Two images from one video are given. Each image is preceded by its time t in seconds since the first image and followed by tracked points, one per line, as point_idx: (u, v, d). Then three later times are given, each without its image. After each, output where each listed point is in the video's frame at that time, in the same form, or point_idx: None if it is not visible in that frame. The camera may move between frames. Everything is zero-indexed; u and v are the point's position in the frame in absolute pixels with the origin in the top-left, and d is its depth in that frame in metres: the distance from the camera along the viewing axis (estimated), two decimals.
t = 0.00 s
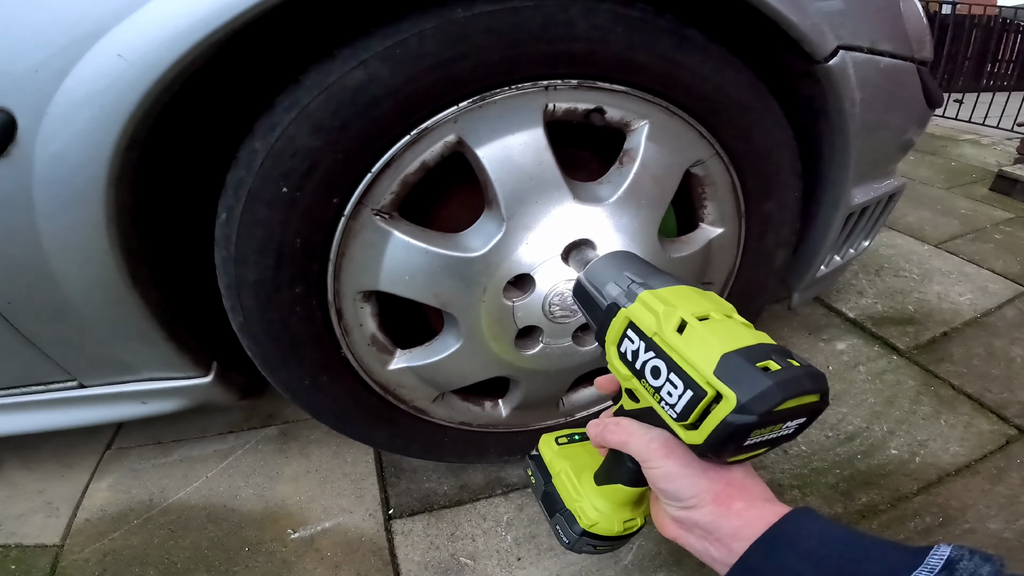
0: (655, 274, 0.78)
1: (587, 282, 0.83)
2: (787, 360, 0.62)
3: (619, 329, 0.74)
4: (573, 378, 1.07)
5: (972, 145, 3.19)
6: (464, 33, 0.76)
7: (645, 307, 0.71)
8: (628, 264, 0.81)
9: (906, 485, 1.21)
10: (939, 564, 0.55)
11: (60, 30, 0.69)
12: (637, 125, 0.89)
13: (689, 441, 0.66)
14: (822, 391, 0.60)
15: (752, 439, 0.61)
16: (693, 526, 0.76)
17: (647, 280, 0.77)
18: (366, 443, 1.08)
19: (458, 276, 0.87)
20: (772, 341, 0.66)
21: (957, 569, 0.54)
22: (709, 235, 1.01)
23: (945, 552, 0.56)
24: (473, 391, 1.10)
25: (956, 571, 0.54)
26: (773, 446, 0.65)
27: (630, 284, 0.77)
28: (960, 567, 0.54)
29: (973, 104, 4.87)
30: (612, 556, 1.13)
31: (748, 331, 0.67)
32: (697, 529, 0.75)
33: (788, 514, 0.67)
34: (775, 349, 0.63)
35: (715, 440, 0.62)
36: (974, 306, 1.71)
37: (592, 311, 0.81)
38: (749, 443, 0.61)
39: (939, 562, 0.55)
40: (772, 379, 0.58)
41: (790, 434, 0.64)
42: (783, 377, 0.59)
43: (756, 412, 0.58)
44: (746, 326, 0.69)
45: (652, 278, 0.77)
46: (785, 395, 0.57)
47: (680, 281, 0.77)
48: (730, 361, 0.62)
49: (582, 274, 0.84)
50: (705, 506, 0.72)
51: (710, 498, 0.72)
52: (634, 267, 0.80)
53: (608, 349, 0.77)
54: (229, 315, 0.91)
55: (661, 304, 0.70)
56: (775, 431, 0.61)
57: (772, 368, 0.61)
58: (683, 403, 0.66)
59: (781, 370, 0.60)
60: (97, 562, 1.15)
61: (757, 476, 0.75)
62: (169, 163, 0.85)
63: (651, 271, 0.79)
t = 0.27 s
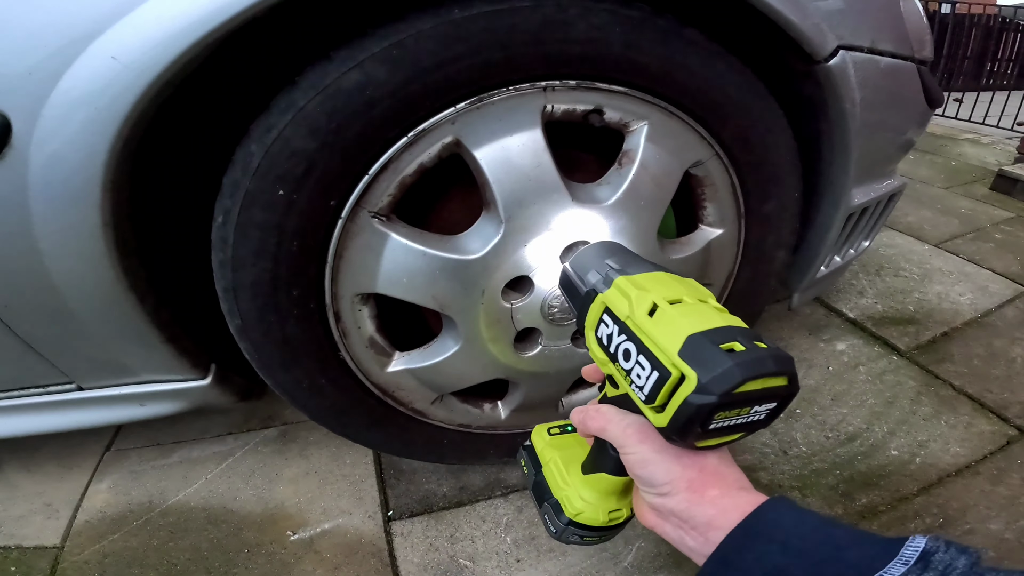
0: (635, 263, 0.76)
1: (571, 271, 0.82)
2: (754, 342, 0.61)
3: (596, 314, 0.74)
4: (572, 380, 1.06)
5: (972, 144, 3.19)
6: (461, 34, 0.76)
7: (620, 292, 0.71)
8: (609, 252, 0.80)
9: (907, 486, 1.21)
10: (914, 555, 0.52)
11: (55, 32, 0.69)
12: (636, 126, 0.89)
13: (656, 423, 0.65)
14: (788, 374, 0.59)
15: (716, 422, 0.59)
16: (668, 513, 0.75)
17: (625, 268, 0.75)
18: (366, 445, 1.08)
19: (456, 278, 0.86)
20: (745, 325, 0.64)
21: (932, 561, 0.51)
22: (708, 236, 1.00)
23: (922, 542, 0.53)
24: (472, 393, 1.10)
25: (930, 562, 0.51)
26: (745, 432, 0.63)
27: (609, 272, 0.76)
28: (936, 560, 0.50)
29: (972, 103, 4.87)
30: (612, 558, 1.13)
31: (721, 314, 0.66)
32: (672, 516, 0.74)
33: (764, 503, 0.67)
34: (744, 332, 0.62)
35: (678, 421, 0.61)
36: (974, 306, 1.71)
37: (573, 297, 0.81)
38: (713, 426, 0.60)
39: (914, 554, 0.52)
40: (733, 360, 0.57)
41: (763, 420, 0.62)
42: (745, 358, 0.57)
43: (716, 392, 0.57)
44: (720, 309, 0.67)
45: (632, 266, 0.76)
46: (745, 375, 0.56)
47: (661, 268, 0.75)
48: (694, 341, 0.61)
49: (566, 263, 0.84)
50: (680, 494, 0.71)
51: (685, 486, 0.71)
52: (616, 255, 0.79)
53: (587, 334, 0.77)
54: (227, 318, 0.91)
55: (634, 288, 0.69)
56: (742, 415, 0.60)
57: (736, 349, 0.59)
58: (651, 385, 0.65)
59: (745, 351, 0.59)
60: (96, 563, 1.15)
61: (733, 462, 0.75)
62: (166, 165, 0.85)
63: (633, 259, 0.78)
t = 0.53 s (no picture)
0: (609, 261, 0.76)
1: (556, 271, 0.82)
2: (710, 346, 0.59)
3: (570, 319, 0.74)
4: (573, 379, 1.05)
5: (972, 142, 3.18)
6: (458, 30, 0.75)
7: (586, 298, 0.71)
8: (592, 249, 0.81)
9: (909, 486, 1.20)
10: (905, 563, 0.54)
11: (45, 27, 0.68)
12: (635, 123, 0.88)
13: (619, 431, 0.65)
14: (744, 377, 0.57)
15: (672, 431, 0.59)
16: (654, 518, 0.74)
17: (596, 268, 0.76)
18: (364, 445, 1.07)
19: (454, 276, 0.85)
20: (707, 324, 0.63)
21: (924, 568, 0.54)
22: (709, 234, 0.99)
23: (912, 549, 0.55)
24: (471, 392, 1.09)
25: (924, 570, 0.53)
26: (711, 435, 0.62)
27: (579, 273, 0.77)
28: (927, 566, 0.54)
29: (972, 102, 4.86)
30: (612, 559, 1.12)
31: (682, 313, 0.64)
32: (658, 522, 0.73)
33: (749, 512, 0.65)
34: (699, 334, 0.61)
35: (633, 433, 0.61)
36: (976, 304, 1.70)
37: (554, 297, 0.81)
38: (671, 435, 0.59)
39: (907, 561, 0.55)
40: (679, 370, 0.57)
41: (728, 421, 0.61)
42: (692, 367, 0.56)
43: (662, 405, 0.57)
44: (684, 308, 0.66)
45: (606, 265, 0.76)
46: (690, 386, 0.55)
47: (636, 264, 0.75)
48: (644, 350, 0.60)
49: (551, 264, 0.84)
50: (660, 499, 0.70)
51: (665, 490, 0.70)
52: (595, 253, 0.80)
53: (565, 337, 0.77)
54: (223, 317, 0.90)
55: (598, 294, 0.69)
56: (698, 423, 0.59)
57: (687, 356, 0.58)
58: (610, 395, 0.65)
59: (695, 358, 0.57)
60: (93, 564, 1.14)
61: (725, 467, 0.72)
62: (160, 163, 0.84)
63: (611, 257, 0.78)
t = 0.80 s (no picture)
0: (621, 248, 0.77)
1: (561, 260, 0.81)
2: (733, 322, 0.60)
3: (583, 299, 0.73)
4: (575, 379, 1.05)
5: (972, 142, 3.18)
6: (460, 29, 0.75)
7: (606, 276, 0.71)
8: (597, 237, 0.81)
9: (912, 485, 1.20)
10: (908, 542, 0.54)
11: (45, 27, 0.68)
12: (637, 122, 0.88)
13: (639, 405, 0.64)
14: (765, 352, 0.58)
15: (695, 402, 0.59)
16: (655, 500, 0.74)
17: (612, 253, 0.76)
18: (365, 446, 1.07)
19: (455, 275, 0.85)
20: (724, 305, 0.64)
21: (926, 548, 0.53)
22: (711, 233, 0.99)
23: (914, 529, 0.55)
24: (472, 392, 1.08)
25: (925, 548, 0.53)
26: (725, 413, 0.62)
27: (597, 258, 0.77)
28: (929, 547, 0.53)
29: (972, 101, 4.86)
30: (615, 559, 1.11)
31: (702, 295, 0.65)
32: (659, 503, 0.73)
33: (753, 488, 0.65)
34: (725, 312, 0.62)
35: (660, 402, 0.60)
36: (977, 304, 1.69)
37: (562, 285, 0.80)
38: (693, 407, 0.59)
39: (908, 541, 0.54)
40: (712, 339, 0.57)
41: (741, 402, 0.61)
42: (724, 337, 0.57)
43: (695, 370, 0.56)
44: (704, 292, 0.67)
45: (618, 251, 0.77)
46: (724, 353, 0.56)
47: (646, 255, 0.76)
48: (674, 321, 0.60)
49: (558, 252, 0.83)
50: (664, 479, 0.70)
51: (670, 470, 0.70)
52: (604, 243, 0.79)
53: (574, 319, 0.76)
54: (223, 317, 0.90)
55: (619, 272, 0.69)
56: (720, 397, 0.59)
57: (716, 328, 0.59)
58: (633, 366, 0.64)
59: (724, 330, 0.58)
60: (94, 565, 1.14)
61: (722, 449, 0.73)
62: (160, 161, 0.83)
63: (620, 244, 0.79)
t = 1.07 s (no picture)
0: (627, 248, 0.78)
1: (567, 259, 0.82)
2: (741, 325, 0.60)
3: (590, 299, 0.74)
4: (578, 379, 1.05)
5: (972, 141, 3.19)
6: (464, 29, 0.75)
7: (614, 278, 0.71)
8: (603, 237, 0.81)
9: (914, 484, 1.20)
10: (907, 537, 0.54)
11: (51, 28, 0.68)
12: (640, 121, 0.88)
13: (647, 406, 0.64)
14: (772, 356, 0.58)
15: (704, 404, 0.59)
16: (659, 498, 0.74)
17: (618, 253, 0.77)
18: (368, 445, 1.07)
19: (459, 275, 0.85)
20: (732, 309, 0.64)
21: (925, 543, 0.53)
22: (713, 232, 0.99)
23: (913, 525, 0.55)
24: (475, 392, 1.09)
25: (924, 543, 0.53)
26: (731, 415, 0.62)
27: (603, 258, 0.77)
28: (928, 542, 0.53)
29: (971, 101, 4.86)
30: (618, 558, 1.12)
31: (709, 298, 0.66)
32: (663, 502, 0.73)
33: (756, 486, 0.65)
34: (732, 315, 0.62)
35: (669, 403, 0.60)
36: (978, 303, 1.70)
37: (568, 284, 0.81)
38: (702, 409, 0.59)
39: (907, 536, 0.54)
40: (721, 342, 0.57)
41: (748, 404, 0.62)
42: (733, 339, 0.57)
43: (704, 373, 0.57)
44: (710, 294, 0.67)
45: (625, 252, 0.77)
46: (733, 355, 0.56)
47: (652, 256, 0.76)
48: (683, 324, 0.61)
49: (562, 252, 0.84)
50: (669, 477, 0.70)
51: (674, 468, 0.70)
52: (609, 243, 0.80)
53: (581, 319, 0.76)
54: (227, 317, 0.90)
55: (627, 274, 0.70)
56: (729, 398, 0.59)
57: (724, 331, 0.59)
58: (641, 368, 0.64)
59: (733, 333, 0.58)
60: (98, 566, 1.14)
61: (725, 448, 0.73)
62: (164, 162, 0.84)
63: (626, 245, 0.79)
